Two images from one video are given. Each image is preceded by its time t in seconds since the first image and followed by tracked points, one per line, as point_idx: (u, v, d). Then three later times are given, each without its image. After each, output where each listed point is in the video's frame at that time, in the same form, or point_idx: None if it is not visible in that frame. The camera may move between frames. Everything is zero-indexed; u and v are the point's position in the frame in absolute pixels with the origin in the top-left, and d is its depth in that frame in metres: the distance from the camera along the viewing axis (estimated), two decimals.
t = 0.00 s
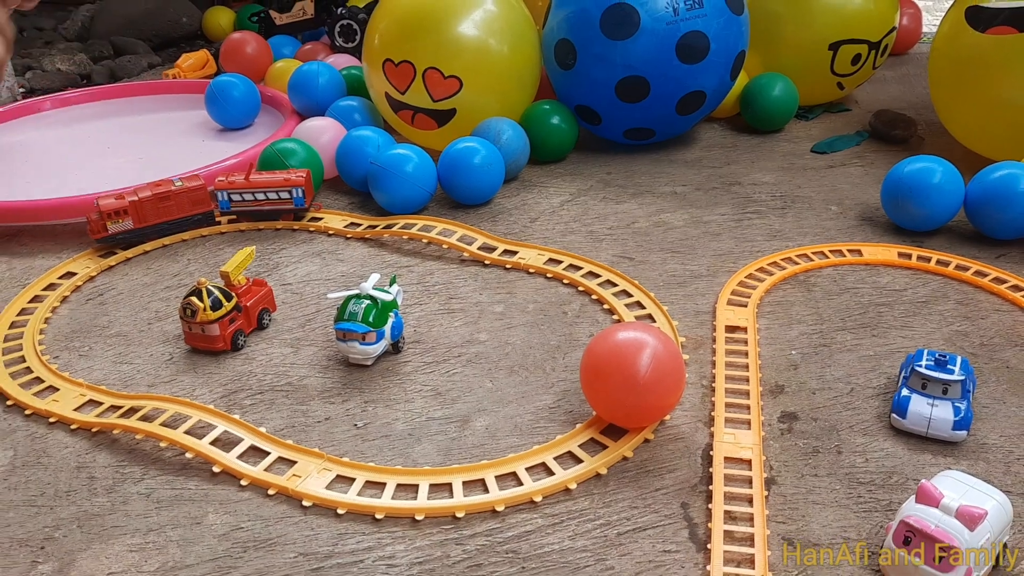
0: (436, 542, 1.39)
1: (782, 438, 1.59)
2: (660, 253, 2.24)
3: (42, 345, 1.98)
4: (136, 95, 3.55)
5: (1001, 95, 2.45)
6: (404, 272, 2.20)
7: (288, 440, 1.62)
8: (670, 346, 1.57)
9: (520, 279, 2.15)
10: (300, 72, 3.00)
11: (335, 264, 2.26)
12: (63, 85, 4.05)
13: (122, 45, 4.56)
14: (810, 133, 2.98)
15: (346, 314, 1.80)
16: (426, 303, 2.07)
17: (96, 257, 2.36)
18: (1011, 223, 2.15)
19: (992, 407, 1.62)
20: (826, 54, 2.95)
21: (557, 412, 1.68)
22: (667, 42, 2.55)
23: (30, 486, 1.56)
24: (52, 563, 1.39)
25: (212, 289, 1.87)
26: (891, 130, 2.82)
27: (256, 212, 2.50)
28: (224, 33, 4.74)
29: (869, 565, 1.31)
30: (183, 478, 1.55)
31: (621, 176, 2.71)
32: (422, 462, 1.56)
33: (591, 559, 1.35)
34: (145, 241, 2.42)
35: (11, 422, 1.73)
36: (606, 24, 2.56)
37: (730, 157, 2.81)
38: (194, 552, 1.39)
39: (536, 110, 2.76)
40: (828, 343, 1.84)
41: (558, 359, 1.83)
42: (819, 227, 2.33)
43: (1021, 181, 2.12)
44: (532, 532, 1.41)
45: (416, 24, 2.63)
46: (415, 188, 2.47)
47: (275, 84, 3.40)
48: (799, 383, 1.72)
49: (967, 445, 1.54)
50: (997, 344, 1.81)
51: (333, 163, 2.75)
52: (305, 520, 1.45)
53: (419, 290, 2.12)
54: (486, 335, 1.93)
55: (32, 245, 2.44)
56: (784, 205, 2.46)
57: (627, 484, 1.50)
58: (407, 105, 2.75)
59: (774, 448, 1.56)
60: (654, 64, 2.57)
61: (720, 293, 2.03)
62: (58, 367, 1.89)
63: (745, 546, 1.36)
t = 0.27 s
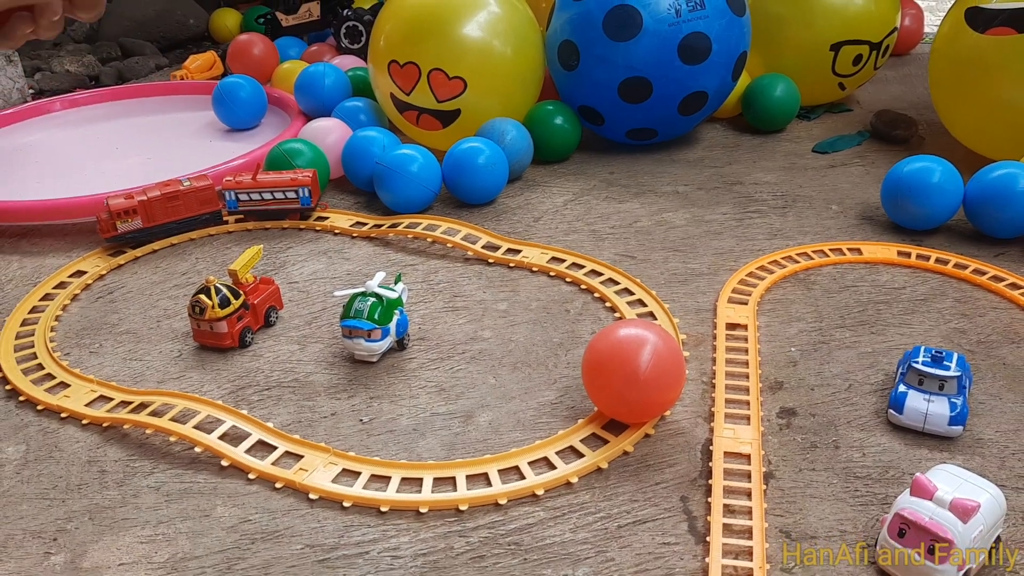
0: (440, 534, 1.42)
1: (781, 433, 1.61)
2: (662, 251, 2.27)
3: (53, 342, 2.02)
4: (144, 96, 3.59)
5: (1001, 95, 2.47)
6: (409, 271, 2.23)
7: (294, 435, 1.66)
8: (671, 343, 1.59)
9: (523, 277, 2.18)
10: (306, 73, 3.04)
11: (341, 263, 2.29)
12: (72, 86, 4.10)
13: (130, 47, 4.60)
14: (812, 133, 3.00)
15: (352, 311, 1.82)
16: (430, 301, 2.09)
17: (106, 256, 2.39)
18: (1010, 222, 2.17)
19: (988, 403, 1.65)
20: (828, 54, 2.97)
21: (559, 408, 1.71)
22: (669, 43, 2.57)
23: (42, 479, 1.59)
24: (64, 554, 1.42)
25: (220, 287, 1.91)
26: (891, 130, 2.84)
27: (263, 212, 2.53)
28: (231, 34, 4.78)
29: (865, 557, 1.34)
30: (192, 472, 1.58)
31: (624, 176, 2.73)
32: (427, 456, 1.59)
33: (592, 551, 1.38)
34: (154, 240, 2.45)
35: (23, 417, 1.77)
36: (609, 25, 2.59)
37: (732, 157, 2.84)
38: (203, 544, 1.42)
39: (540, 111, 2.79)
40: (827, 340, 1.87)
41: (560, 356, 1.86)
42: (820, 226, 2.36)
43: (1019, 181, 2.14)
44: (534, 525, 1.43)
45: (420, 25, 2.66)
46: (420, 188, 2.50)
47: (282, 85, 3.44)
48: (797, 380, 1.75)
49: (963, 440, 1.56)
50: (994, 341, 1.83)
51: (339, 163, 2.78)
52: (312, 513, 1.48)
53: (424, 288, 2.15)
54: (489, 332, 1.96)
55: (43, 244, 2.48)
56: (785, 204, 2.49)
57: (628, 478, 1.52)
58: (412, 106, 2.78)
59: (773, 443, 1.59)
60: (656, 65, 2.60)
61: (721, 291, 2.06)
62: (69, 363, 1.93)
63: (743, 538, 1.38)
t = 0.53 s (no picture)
0: (435, 540, 1.44)
1: (773, 440, 1.63)
2: (658, 258, 2.28)
3: (55, 349, 2.04)
4: (146, 102, 3.61)
5: (999, 102, 2.49)
6: (407, 277, 2.25)
7: (292, 441, 1.68)
8: (664, 350, 1.61)
9: (520, 283, 2.20)
10: (307, 80, 3.06)
11: (340, 269, 2.32)
12: (75, 91, 4.13)
13: (133, 52, 4.63)
14: (809, 138, 3.02)
15: (350, 318, 1.85)
16: (428, 307, 2.12)
17: (107, 262, 2.41)
18: (1004, 229, 2.19)
19: (978, 410, 1.67)
20: (825, 60, 2.98)
21: (554, 414, 1.73)
22: (666, 50, 2.59)
23: (44, 485, 1.62)
24: (65, 559, 1.44)
25: (220, 293, 1.93)
26: (888, 136, 2.86)
27: (263, 218, 2.56)
28: (233, 39, 4.81)
29: (854, 562, 1.36)
30: (191, 478, 1.61)
31: (621, 182, 2.75)
32: (423, 463, 1.61)
33: (585, 557, 1.40)
34: (155, 246, 2.48)
35: (25, 423, 1.79)
36: (606, 33, 2.61)
37: (729, 163, 2.85)
38: (202, 549, 1.44)
39: (538, 117, 2.81)
40: (821, 347, 1.88)
41: (555, 362, 1.88)
42: (815, 232, 2.37)
43: (1013, 188, 2.16)
44: (528, 530, 1.45)
45: (420, 33, 2.68)
46: (419, 195, 2.52)
47: (283, 91, 3.46)
48: (790, 386, 1.76)
49: (953, 446, 1.58)
50: (986, 348, 1.85)
51: (339, 169, 2.80)
52: (309, 519, 1.50)
53: (422, 294, 2.17)
54: (486, 338, 1.98)
55: (46, 250, 2.50)
56: (781, 210, 2.50)
57: (621, 484, 1.54)
58: (412, 113, 2.80)
59: (765, 449, 1.60)
60: (653, 72, 2.62)
61: (716, 297, 2.07)
62: (71, 370, 1.95)
63: (734, 544, 1.40)
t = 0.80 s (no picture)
0: (430, 541, 1.44)
1: (770, 441, 1.63)
2: (655, 259, 2.29)
3: (54, 350, 2.04)
4: (146, 104, 3.62)
5: (997, 104, 2.49)
6: (405, 279, 2.26)
7: (289, 442, 1.68)
8: (660, 351, 1.61)
9: (518, 285, 2.20)
10: (306, 82, 3.07)
11: (338, 271, 2.32)
12: (76, 94, 4.14)
13: (134, 54, 4.65)
14: (808, 140, 3.02)
15: (347, 320, 1.85)
16: (426, 309, 2.12)
17: (106, 265, 2.42)
18: (1002, 230, 2.19)
19: (975, 411, 1.67)
20: (823, 62, 2.98)
21: (550, 415, 1.73)
22: (664, 52, 2.60)
23: (41, 486, 1.62)
24: (61, 560, 1.44)
25: (217, 295, 1.93)
26: (886, 138, 2.86)
27: (262, 220, 2.56)
28: (234, 42, 4.82)
29: (849, 563, 1.36)
30: (187, 479, 1.61)
31: (620, 184, 2.75)
32: (419, 464, 1.61)
33: (580, 558, 1.40)
34: (154, 248, 2.48)
35: (23, 424, 1.79)
36: (605, 35, 2.61)
37: (728, 164, 2.85)
38: (198, 550, 1.44)
39: (537, 119, 2.81)
40: (818, 348, 1.88)
41: (552, 363, 1.88)
42: (813, 233, 2.37)
43: (1010, 190, 2.17)
44: (523, 532, 1.45)
45: (419, 35, 2.68)
46: (418, 197, 2.52)
47: (282, 94, 3.47)
48: (787, 388, 1.76)
49: (949, 447, 1.58)
50: (983, 349, 1.85)
51: (338, 171, 2.81)
52: (304, 520, 1.50)
53: (420, 296, 2.17)
54: (483, 339, 1.98)
55: (45, 252, 2.51)
56: (779, 212, 2.50)
57: (617, 485, 1.54)
58: (411, 115, 2.81)
59: (761, 450, 1.60)
60: (652, 74, 2.62)
61: (713, 299, 2.07)
62: (69, 371, 1.96)
63: (729, 545, 1.40)
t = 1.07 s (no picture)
0: (432, 549, 1.45)
1: (770, 448, 1.63)
2: (656, 265, 2.29)
3: (56, 357, 2.05)
4: (148, 110, 3.64)
5: (997, 109, 2.50)
6: (407, 285, 2.26)
7: (291, 449, 1.68)
8: (660, 358, 1.62)
9: (519, 291, 2.21)
10: (307, 88, 3.08)
11: (340, 277, 2.33)
12: (78, 100, 4.16)
13: (136, 60, 4.66)
14: (808, 145, 3.03)
15: (348, 327, 1.86)
16: (427, 315, 2.12)
17: (108, 271, 2.43)
18: (1001, 236, 2.19)
19: (975, 418, 1.67)
20: (823, 68, 2.99)
21: (551, 422, 1.73)
22: (664, 59, 2.60)
23: (44, 493, 1.63)
24: (65, 567, 1.45)
25: (219, 302, 1.94)
26: (886, 143, 2.86)
27: (263, 226, 2.57)
28: (235, 47, 4.84)
29: (850, 570, 1.36)
30: (190, 486, 1.61)
31: (621, 190, 2.76)
32: (420, 471, 1.62)
33: (581, 565, 1.40)
34: (156, 255, 2.49)
35: (26, 432, 1.80)
36: (605, 42, 2.62)
37: (728, 170, 2.86)
38: (201, 558, 1.45)
39: (537, 125, 2.82)
40: (818, 354, 1.89)
41: (553, 370, 1.89)
42: (813, 239, 2.38)
43: (1010, 196, 2.17)
44: (525, 539, 1.46)
45: (419, 42, 2.69)
46: (419, 203, 2.53)
47: (284, 99, 3.48)
48: (787, 394, 1.77)
49: (949, 454, 1.58)
50: (983, 356, 1.85)
51: (339, 177, 2.81)
52: (306, 527, 1.50)
53: (421, 302, 2.18)
54: (484, 346, 1.99)
55: (48, 258, 2.52)
56: (779, 217, 2.51)
57: (618, 492, 1.55)
58: (411, 121, 2.81)
59: (762, 457, 1.61)
60: (652, 80, 2.63)
61: (714, 305, 2.08)
62: (71, 378, 1.96)
63: (730, 553, 1.40)
